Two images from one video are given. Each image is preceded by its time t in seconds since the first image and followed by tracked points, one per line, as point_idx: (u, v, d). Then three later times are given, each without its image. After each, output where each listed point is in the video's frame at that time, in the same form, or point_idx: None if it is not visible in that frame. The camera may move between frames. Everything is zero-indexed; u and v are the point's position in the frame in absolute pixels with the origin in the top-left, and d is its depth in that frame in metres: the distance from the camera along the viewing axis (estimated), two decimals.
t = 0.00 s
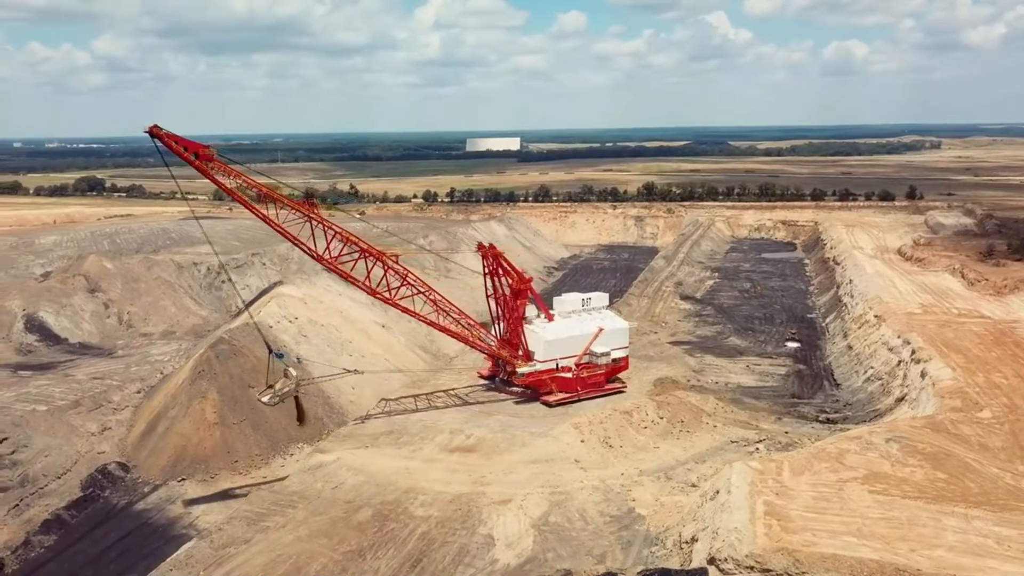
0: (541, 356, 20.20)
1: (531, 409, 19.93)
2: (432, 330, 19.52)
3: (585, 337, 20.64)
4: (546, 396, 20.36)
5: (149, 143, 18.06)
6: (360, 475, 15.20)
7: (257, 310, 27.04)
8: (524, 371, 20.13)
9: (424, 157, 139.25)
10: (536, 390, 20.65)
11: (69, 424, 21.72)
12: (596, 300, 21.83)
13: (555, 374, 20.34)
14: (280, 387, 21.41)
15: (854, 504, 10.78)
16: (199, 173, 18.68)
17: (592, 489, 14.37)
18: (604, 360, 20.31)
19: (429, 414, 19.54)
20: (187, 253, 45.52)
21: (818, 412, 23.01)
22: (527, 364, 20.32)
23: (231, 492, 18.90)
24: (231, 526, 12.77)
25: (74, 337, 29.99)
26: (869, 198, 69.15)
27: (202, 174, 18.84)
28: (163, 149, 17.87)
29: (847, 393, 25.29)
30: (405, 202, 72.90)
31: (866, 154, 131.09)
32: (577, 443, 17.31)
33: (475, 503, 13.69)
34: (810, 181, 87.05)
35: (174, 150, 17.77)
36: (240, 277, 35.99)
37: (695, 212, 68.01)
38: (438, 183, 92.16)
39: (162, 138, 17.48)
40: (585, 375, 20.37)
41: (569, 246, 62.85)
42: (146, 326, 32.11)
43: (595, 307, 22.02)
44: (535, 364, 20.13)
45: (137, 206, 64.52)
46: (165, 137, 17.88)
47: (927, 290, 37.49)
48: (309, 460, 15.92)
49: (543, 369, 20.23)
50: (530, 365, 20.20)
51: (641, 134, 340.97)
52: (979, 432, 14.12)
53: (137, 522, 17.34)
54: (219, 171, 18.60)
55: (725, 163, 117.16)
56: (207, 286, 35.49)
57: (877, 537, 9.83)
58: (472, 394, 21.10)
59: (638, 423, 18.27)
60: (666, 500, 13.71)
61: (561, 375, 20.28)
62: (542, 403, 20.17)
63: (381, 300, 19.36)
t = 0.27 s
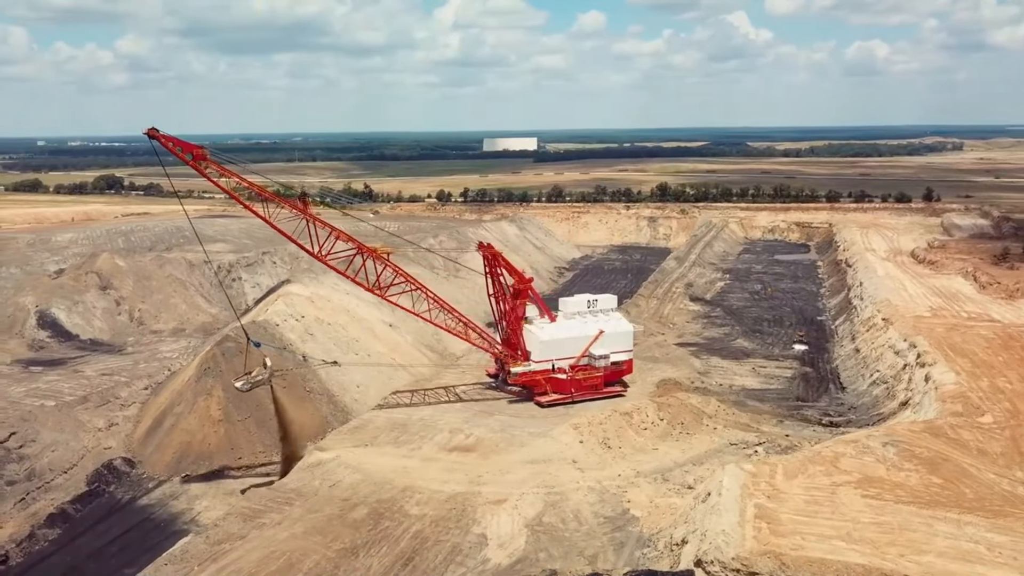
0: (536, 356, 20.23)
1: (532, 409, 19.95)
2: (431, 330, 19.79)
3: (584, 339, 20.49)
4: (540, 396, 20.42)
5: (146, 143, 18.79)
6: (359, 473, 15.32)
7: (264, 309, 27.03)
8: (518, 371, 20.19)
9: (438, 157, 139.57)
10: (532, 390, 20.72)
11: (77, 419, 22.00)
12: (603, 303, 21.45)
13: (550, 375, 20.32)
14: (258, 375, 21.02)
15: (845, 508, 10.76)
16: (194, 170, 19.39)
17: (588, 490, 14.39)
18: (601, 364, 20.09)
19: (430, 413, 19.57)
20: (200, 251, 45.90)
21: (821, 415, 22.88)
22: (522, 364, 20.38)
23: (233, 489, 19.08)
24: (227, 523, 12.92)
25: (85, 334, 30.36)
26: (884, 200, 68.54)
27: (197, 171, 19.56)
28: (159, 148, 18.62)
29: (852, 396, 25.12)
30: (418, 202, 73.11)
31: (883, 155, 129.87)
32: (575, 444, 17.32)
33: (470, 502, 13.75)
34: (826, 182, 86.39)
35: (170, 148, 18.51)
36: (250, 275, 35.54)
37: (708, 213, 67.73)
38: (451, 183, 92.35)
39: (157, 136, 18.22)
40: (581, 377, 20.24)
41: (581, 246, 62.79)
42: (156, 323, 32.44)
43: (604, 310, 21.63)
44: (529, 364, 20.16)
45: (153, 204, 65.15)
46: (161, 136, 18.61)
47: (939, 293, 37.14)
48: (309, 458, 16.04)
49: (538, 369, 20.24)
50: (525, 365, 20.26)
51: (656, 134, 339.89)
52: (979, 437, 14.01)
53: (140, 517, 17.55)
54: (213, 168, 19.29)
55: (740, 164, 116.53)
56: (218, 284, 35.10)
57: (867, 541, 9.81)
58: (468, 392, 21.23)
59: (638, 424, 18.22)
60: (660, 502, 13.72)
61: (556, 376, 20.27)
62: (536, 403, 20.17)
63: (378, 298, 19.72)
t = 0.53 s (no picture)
0: (536, 357, 20.30)
1: (534, 409, 19.99)
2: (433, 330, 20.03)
3: (585, 341, 20.47)
4: (538, 396, 20.52)
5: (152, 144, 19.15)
6: (360, 471, 15.42)
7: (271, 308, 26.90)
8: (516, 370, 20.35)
9: (450, 156, 139.81)
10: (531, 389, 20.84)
11: (85, 416, 22.24)
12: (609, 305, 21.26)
13: (549, 375, 20.38)
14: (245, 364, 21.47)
15: (842, 510, 10.74)
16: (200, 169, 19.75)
17: (588, 491, 14.42)
18: (600, 366, 20.02)
19: (434, 412, 19.62)
20: (211, 250, 46.18)
21: (825, 417, 22.78)
22: (521, 363, 20.51)
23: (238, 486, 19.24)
24: (229, 520, 13.05)
25: (96, 331, 30.66)
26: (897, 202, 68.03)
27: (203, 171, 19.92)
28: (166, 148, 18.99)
29: (859, 399, 24.98)
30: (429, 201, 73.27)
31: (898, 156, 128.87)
32: (577, 445, 17.33)
33: (470, 502, 13.82)
34: (839, 183, 85.84)
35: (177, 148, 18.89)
36: (259, 274, 35.49)
37: (720, 214, 67.50)
38: (462, 183, 92.49)
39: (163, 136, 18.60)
40: (579, 379, 20.21)
41: (591, 247, 62.74)
42: (166, 321, 32.69)
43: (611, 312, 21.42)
44: (529, 364, 20.25)
45: (166, 203, 65.63)
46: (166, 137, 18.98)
47: (949, 296, 36.84)
48: (312, 456, 16.15)
49: (537, 369, 20.32)
50: (525, 365, 20.37)
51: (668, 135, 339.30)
52: (982, 441, 13.92)
53: (145, 513, 17.73)
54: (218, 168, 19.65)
55: (752, 164, 115.96)
56: (227, 283, 34.93)
57: (862, 544, 9.80)
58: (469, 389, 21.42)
59: (641, 425, 18.21)
60: (659, 503, 13.72)
61: (555, 377, 20.32)
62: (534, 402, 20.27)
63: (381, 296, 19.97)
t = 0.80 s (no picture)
0: (538, 356, 20.38)
1: (540, 409, 20.03)
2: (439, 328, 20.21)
3: (589, 341, 20.42)
4: (539, 395, 20.63)
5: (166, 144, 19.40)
6: (365, 469, 15.52)
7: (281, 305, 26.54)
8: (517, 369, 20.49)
9: (465, 156, 140.03)
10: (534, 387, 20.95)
11: (96, 412, 22.52)
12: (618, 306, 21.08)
13: (550, 375, 20.45)
14: (238, 349, 21.92)
15: (843, 512, 10.72)
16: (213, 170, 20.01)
17: (590, 490, 14.45)
18: (601, 368, 19.98)
19: (440, 411, 19.69)
20: (225, 249, 46.53)
21: (833, 419, 22.66)
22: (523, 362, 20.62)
23: (245, 483, 19.43)
24: (233, 517, 13.20)
25: (109, 328, 31.01)
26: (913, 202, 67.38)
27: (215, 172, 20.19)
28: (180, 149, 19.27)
29: (868, 400, 24.80)
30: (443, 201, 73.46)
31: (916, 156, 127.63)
32: (582, 444, 17.35)
33: (472, 500, 13.89)
34: (856, 184, 85.18)
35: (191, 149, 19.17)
36: (271, 273, 35.59)
37: (734, 214, 67.20)
38: (476, 183, 92.64)
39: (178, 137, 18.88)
40: (579, 379, 20.23)
41: (604, 246, 62.66)
42: (178, 319, 32.99)
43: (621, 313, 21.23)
44: (531, 364, 20.35)
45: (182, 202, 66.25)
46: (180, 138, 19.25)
47: (963, 297, 36.46)
48: (317, 453, 16.27)
49: (538, 369, 20.41)
50: (526, 364, 20.48)
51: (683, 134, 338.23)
52: (988, 444, 13.80)
53: (153, 508, 17.95)
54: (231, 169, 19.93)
55: (768, 164, 115.29)
56: (239, 281, 35.13)
57: (862, 547, 9.78)
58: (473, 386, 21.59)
59: (646, 426, 18.18)
60: (661, 504, 13.73)
61: (555, 377, 20.38)
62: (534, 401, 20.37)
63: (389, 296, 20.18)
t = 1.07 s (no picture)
0: (540, 356, 20.44)
1: (545, 409, 20.03)
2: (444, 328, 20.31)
3: (592, 342, 20.37)
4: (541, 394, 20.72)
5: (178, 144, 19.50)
6: (369, 468, 15.60)
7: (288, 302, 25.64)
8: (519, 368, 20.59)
9: (475, 155, 140.10)
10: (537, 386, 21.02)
11: (105, 410, 22.73)
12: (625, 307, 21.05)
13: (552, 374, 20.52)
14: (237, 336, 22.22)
15: (844, 513, 10.69)
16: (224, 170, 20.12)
17: (593, 490, 14.45)
18: (603, 369, 19.95)
19: (445, 410, 19.74)
20: (236, 248, 46.77)
21: (839, 420, 22.54)
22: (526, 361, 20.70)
23: (252, 481, 19.57)
24: (237, 515, 13.30)
25: (119, 327, 31.27)
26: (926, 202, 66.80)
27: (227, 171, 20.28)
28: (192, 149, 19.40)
29: (876, 401, 24.64)
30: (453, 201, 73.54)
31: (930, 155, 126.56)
32: (586, 444, 17.35)
33: (475, 500, 13.92)
34: (868, 183, 84.58)
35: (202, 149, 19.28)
36: (280, 272, 35.80)
37: (745, 214, 66.88)
38: (487, 182, 92.65)
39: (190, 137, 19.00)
40: (581, 379, 20.24)
41: (614, 246, 62.52)
42: (188, 318, 33.20)
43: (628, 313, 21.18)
44: (533, 363, 20.44)
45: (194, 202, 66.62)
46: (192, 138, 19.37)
47: (975, 298, 36.13)
48: (322, 452, 16.36)
49: (539, 368, 20.48)
50: (528, 363, 20.57)
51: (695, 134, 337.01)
52: (994, 446, 13.70)
53: (161, 506, 18.11)
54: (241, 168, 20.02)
55: (780, 164, 114.59)
56: (249, 280, 35.26)
57: (862, 548, 9.75)
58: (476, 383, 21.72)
59: (651, 426, 18.14)
60: (664, 504, 13.72)
61: (557, 376, 20.43)
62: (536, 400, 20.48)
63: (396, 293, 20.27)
